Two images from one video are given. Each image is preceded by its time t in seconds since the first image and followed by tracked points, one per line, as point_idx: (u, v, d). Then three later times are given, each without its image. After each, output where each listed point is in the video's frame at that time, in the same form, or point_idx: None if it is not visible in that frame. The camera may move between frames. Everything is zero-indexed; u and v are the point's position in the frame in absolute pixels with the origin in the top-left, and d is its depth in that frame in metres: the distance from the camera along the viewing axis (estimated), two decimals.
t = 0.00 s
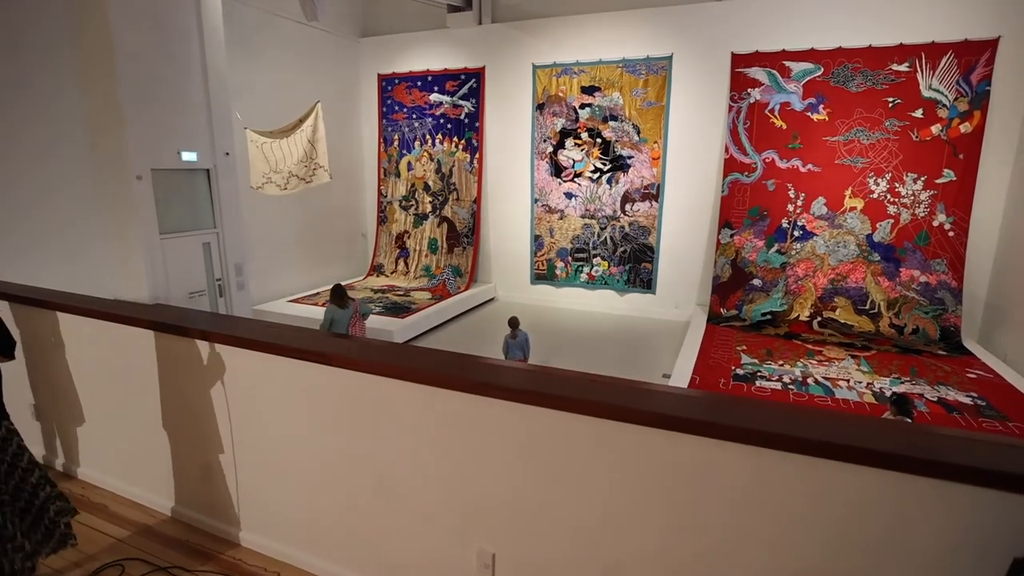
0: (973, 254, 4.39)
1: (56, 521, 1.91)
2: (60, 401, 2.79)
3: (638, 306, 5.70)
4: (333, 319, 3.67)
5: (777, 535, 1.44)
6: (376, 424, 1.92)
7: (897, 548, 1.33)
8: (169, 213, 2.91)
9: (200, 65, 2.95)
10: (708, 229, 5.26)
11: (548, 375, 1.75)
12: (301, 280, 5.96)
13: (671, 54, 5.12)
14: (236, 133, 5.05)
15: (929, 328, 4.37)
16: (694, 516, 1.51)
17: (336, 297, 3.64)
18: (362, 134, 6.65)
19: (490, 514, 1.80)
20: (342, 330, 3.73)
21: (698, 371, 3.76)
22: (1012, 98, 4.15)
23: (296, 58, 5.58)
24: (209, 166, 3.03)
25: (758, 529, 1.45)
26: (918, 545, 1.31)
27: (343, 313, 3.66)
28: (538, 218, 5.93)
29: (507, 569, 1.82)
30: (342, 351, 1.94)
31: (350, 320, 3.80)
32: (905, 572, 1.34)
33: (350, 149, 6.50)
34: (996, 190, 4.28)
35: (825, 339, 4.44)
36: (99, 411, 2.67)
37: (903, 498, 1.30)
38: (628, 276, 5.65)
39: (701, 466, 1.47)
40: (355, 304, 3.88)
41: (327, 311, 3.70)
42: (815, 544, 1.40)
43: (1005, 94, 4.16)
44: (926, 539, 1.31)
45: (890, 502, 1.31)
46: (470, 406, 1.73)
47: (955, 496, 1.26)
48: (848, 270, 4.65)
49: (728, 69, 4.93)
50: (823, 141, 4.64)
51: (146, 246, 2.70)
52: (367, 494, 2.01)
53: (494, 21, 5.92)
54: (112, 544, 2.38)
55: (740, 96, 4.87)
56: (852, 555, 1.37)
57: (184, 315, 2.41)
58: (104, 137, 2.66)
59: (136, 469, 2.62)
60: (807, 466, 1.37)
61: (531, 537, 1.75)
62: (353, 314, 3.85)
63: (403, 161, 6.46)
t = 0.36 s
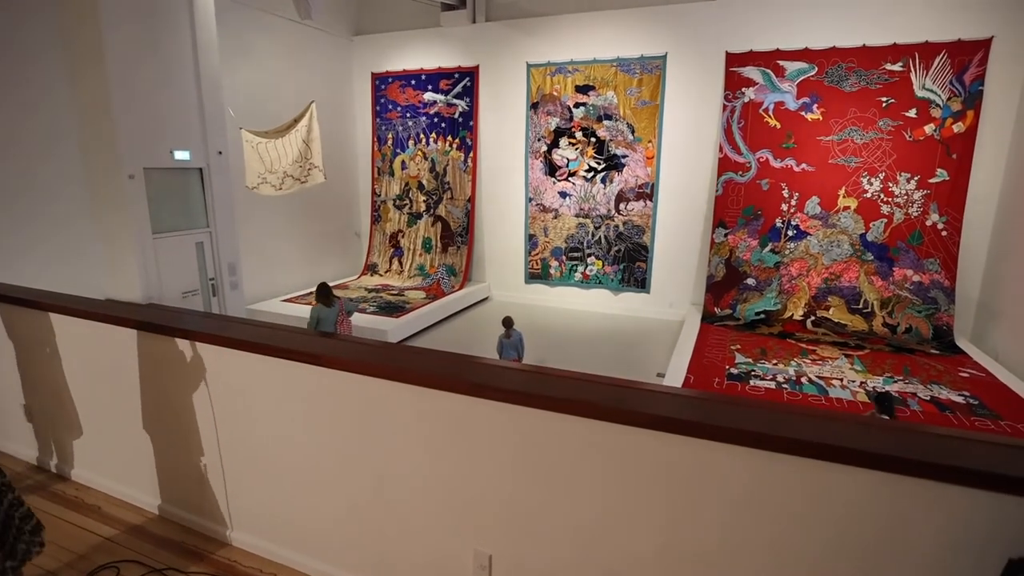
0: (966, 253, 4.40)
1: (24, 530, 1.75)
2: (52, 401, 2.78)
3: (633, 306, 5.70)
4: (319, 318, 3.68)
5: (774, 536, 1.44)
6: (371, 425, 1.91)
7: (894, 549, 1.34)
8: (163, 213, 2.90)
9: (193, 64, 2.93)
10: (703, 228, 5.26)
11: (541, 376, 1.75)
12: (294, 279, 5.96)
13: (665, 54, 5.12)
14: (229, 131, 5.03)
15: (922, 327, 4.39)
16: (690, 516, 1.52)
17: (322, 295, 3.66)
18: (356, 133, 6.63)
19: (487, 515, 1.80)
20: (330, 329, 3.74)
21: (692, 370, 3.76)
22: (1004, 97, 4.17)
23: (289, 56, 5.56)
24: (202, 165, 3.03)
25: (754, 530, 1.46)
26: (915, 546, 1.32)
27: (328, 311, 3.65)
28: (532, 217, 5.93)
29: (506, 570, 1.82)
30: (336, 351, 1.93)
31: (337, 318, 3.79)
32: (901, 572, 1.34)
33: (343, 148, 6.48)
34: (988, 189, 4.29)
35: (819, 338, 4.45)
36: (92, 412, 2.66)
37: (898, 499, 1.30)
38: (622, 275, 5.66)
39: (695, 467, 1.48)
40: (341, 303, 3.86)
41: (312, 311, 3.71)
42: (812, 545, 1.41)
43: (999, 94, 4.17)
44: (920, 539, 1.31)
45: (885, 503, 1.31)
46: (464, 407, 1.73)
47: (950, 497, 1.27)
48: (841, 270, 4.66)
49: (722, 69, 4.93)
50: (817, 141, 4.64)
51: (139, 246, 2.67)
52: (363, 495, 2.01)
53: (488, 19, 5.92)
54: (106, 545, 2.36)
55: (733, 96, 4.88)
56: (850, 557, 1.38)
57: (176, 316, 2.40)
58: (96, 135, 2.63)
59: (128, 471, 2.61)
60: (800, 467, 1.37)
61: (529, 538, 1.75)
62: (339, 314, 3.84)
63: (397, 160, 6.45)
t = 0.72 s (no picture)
0: (968, 252, 4.36)
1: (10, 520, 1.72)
2: (54, 400, 2.80)
3: (632, 305, 5.69)
4: (311, 314, 3.69)
5: (773, 537, 1.43)
6: (369, 425, 1.92)
7: (894, 550, 1.33)
8: (162, 212, 2.92)
9: (192, 64, 2.95)
10: (701, 227, 5.25)
11: (541, 376, 1.75)
12: (293, 277, 5.99)
13: (663, 52, 5.11)
14: (228, 130, 5.06)
15: (921, 325, 4.36)
16: (688, 517, 1.52)
17: (312, 290, 3.66)
18: (354, 131, 6.64)
19: (485, 514, 1.80)
20: (321, 325, 3.75)
21: (691, 369, 3.75)
22: (1006, 94, 4.13)
23: (287, 56, 5.58)
24: (201, 165, 3.05)
25: (754, 531, 1.45)
26: (916, 547, 1.31)
27: (320, 305, 3.66)
28: (530, 216, 5.93)
29: (506, 570, 1.82)
30: (336, 351, 1.94)
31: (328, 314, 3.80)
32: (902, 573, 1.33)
33: (341, 146, 6.50)
34: (991, 187, 4.25)
35: (818, 336, 4.43)
36: (92, 409, 2.68)
37: (898, 501, 1.29)
38: (620, 274, 5.65)
39: (694, 468, 1.47)
40: (330, 297, 3.88)
41: (304, 307, 3.72)
42: (812, 545, 1.40)
43: (1000, 91, 4.13)
44: (918, 540, 1.30)
45: (885, 505, 1.31)
46: (464, 407, 1.73)
47: (949, 498, 1.26)
48: (840, 268, 4.64)
49: (720, 66, 4.90)
50: (816, 138, 4.62)
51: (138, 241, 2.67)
52: (361, 494, 2.02)
53: (485, 18, 5.93)
54: (108, 543, 2.38)
55: (732, 94, 4.86)
56: (850, 558, 1.37)
57: (176, 316, 2.41)
58: (95, 135, 2.65)
59: (129, 469, 2.63)
60: (799, 468, 1.36)
61: (528, 538, 1.75)
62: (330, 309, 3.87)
63: (395, 159, 6.46)
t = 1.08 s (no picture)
0: (968, 251, 4.35)
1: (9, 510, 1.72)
2: (56, 400, 2.81)
3: (631, 304, 5.69)
4: (297, 311, 3.71)
5: (774, 537, 1.43)
6: (370, 424, 1.92)
7: (894, 550, 1.32)
8: (162, 212, 2.93)
9: (192, 64, 2.96)
10: (701, 226, 5.24)
11: (542, 376, 1.75)
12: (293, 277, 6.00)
13: (662, 51, 5.11)
14: (227, 131, 5.06)
15: (921, 325, 4.35)
16: (688, 517, 1.51)
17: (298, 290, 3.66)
18: (353, 131, 6.65)
19: (485, 514, 1.80)
20: (308, 323, 3.77)
21: (690, 369, 3.75)
22: (1006, 93, 4.12)
23: (287, 56, 5.59)
24: (201, 165, 3.06)
25: (754, 531, 1.45)
26: (916, 547, 1.31)
27: (307, 305, 3.68)
28: (529, 216, 5.93)
29: (506, 570, 1.82)
30: (336, 351, 1.94)
31: (315, 312, 3.83)
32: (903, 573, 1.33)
33: (341, 146, 6.51)
34: (991, 186, 4.24)
35: (817, 336, 4.42)
36: (93, 409, 2.69)
37: (898, 501, 1.29)
38: (619, 273, 5.65)
39: (695, 468, 1.47)
40: (315, 297, 3.89)
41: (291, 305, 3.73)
42: (812, 545, 1.40)
43: (1000, 90, 4.13)
44: (919, 540, 1.30)
45: (886, 504, 1.30)
46: (464, 407, 1.73)
47: (949, 497, 1.25)
48: (840, 267, 4.63)
49: (719, 66, 4.90)
50: (815, 138, 4.61)
51: (137, 239, 2.68)
52: (361, 493, 2.02)
53: (485, 18, 5.94)
54: (108, 542, 2.38)
55: (731, 93, 4.86)
56: (850, 557, 1.37)
57: (177, 316, 2.41)
58: (95, 134, 2.66)
59: (129, 468, 2.64)
60: (800, 468, 1.36)
61: (528, 537, 1.75)
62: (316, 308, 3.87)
63: (394, 159, 6.47)
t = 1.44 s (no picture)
0: (967, 250, 4.35)
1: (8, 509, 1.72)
2: (55, 399, 2.81)
3: (630, 303, 5.69)
4: (280, 308, 3.71)
5: (773, 537, 1.43)
6: (369, 424, 1.92)
7: (892, 550, 1.33)
8: (161, 212, 2.92)
9: (191, 63, 2.96)
10: (700, 225, 5.24)
11: (542, 375, 1.75)
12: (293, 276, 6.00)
13: (662, 50, 5.10)
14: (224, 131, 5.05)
15: (921, 324, 4.34)
16: (688, 516, 1.51)
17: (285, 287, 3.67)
18: (352, 130, 6.65)
19: (484, 513, 1.80)
20: (290, 320, 3.76)
21: (690, 368, 3.75)
22: (1005, 93, 4.12)
23: (285, 55, 5.58)
24: (199, 164, 3.06)
25: (752, 531, 1.45)
26: (915, 548, 1.31)
27: (290, 301, 3.68)
28: (528, 215, 5.93)
29: (505, 569, 1.82)
30: (335, 350, 1.94)
31: (298, 309, 3.82)
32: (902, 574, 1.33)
33: (340, 146, 6.50)
34: (991, 185, 4.24)
35: (816, 335, 4.42)
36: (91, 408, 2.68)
37: (897, 501, 1.29)
38: (618, 272, 5.65)
39: (695, 468, 1.47)
40: (303, 292, 3.88)
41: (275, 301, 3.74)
42: (810, 545, 1.40)
43: (999, 89, 4.13)
44: (918, 540, 1.30)
45: (884, 505, 1.31)
46: (464, 407, 1.73)
47: (947, 498, 1.26)
48: (839, 267, 4.63)
49: (719, 65, 4.90)
50: (815, 137, 4.61)
51: (136, 240, 2.68)
52: (360, 493, 2.02)
53: (484, 17, 5.93)
54: (106, 541, 2.39)
55: (730, 93, 4.85)
56: (850, 556, 1.37)
57: (176, 316, 2.41)
58: (94, 133, 2.65)
59: (128, 467, 2.64)
60: (800, 467, 1.36)
61: (526, 537, 1.76)
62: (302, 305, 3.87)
63: (393, 158, 6.46)
